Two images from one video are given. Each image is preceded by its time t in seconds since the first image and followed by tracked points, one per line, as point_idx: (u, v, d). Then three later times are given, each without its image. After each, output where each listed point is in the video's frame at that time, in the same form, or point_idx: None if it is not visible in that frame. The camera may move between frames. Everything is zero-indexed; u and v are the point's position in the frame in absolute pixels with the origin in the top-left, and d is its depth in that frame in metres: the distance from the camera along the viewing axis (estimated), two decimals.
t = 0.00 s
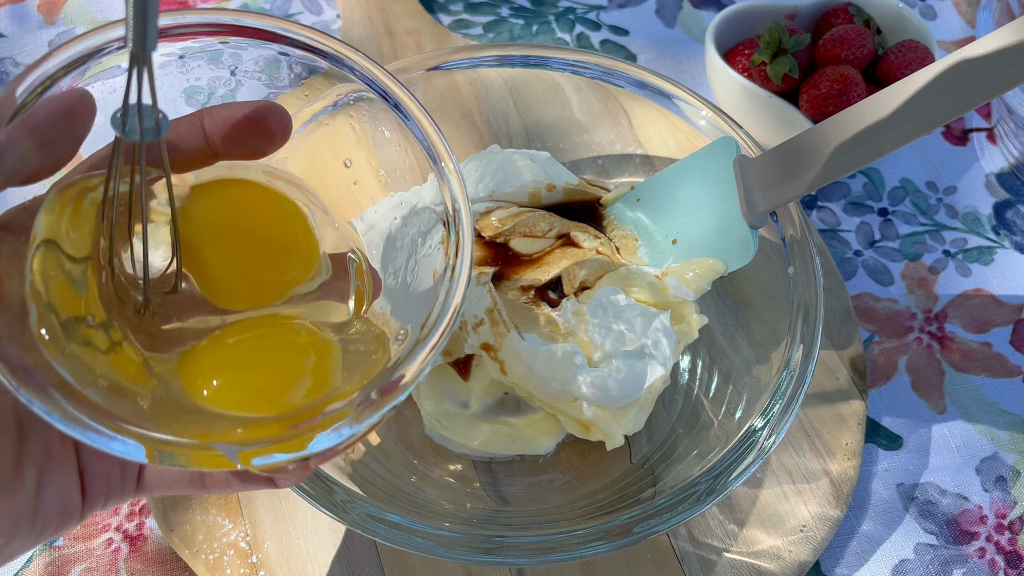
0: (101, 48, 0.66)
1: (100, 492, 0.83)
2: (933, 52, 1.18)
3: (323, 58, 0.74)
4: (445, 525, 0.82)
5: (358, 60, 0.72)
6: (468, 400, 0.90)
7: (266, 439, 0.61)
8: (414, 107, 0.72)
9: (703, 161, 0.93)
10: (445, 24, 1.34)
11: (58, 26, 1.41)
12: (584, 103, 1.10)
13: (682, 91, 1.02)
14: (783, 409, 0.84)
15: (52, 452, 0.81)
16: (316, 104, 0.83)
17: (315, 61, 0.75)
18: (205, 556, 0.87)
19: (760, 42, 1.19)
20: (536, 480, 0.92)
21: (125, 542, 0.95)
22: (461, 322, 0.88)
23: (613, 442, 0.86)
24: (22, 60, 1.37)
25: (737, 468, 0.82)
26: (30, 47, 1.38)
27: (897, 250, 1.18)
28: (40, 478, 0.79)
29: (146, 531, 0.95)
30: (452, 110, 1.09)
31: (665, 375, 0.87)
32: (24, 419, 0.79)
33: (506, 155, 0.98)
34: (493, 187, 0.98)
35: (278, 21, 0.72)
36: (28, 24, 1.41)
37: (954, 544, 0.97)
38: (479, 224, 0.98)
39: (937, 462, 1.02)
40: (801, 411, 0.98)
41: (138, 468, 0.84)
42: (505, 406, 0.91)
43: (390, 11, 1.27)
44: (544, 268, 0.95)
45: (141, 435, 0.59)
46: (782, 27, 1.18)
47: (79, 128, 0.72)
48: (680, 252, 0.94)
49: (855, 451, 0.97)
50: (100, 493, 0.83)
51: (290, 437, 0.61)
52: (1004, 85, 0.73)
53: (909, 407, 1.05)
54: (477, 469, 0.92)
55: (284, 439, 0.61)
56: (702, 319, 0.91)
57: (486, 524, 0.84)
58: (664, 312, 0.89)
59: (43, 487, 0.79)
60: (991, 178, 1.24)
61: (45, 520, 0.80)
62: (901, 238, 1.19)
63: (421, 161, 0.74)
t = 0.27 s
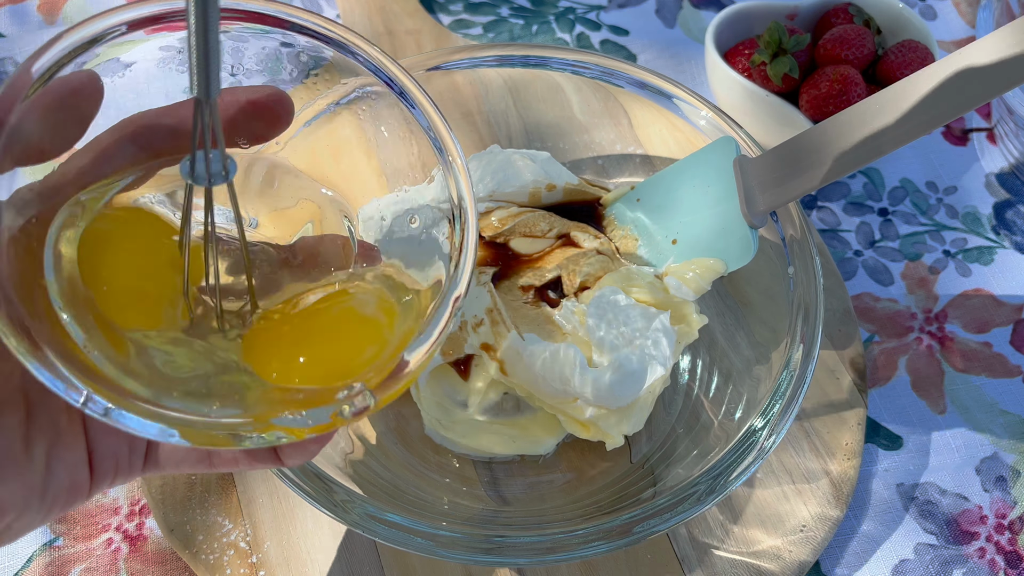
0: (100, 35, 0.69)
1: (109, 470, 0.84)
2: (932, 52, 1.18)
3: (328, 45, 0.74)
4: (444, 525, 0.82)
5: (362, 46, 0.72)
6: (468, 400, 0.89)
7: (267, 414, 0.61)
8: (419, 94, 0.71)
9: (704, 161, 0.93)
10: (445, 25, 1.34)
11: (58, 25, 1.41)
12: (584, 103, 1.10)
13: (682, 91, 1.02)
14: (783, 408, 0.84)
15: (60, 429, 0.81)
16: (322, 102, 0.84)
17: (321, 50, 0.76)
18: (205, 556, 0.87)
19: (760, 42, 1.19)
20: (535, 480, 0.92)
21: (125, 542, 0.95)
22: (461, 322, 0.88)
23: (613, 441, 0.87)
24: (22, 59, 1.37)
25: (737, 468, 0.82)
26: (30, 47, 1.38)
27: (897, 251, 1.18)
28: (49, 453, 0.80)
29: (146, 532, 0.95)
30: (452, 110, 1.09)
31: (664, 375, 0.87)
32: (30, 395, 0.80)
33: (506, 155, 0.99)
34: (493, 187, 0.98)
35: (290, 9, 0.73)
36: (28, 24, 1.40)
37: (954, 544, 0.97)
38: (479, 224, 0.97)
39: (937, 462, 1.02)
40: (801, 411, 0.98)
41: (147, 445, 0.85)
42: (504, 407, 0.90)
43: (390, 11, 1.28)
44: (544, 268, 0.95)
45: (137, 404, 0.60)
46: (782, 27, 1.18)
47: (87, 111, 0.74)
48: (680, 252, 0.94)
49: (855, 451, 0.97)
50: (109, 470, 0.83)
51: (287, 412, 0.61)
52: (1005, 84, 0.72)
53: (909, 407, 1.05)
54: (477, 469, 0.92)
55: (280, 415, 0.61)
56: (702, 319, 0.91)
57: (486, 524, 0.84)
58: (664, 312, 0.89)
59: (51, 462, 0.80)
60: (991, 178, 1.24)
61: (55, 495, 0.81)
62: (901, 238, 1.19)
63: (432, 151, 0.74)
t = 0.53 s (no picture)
0: (88, 19, 0.70)
1: (96, 458, 0.84)
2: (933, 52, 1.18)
3: (330, 39, 0.75)
4: (445, 525, 0.82)
5: (359, 40, 0.73)
6: (468, 400, 0.90)
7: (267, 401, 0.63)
8: (411, 88, 0.72)
9: (704, 161, 0.93)
10: (445, 25, 1.34)
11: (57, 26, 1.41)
12: (584, 103, 1.10)
13: (683, 92, 1.02)
14: (783, 409, 0.84)
15: (48, 416, 0.82)
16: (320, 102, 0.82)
17: (321, 45, 0.77)
18: (205, 556, 0.87)
19: (760, 42, 1.19)
20: (536, 481, 0.92)
21: (125, 542, 0.95)
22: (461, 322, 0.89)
23: (614, 441, 0.87)
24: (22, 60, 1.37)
25: (736, 468, 0.82)
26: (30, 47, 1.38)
27: (897, 250, 1.18)
28: (36, 441, 0.80)
29: (146, 532, 0.95)
30: (452, 110, 1.09)
31: (665, 375, 0.87)
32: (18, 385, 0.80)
33: (506, 155, 0.99)
34: (493, 187, 0.98)
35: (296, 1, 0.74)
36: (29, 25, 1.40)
37: (954, 544, 0.97)
38: (479, 224, 0.97)
39: (937, 462, 1.02)
40: (801, 411, 0.98)
41: (134, 435, 0.85)
42: (505, 406, 0.91)
43: (390, 11, 1.28)
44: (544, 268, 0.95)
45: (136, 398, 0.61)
46: (782, 27, 1.18)
47: (63, 105, 0.73)
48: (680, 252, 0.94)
49: (855, 451, 0.97)
50: (96, 457, 0.83)
51: (287, 398, 0.63)
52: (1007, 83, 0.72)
53: (909, 407, 1.05)
54: (477, 469, 0.92)
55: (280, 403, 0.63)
56: (702, 319, 0.91)
57: (486, 524, 0.84)
58: (664, 312, 0.89)
59: (38, 451, 0.80)
60: (991, 178, 1.24)
61: (42, 484, 0.80)
62: (901, 238, 1.19)
63: (417, 150, 0.74)
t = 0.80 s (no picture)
0: (81, 15, 0.69)
1: (92, 456, 0.84)
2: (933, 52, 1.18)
3: (328, 39, 0.75)
4: (445, 526, 0.82)
5: (354, 40, 0.73)
6: (468, 400, 0.90)
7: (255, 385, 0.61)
8: (400, 86, 0.72)
9: (704, 161, 0.93)
10: (445, 25, 1.34)
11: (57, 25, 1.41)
12: (584, 103, 1.10)
13: (683, 92, 1.02)
14: (783, 409, 0.84)
15: (43, 415, 0.81)
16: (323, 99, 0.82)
17: (320, 45, 0.77)
18: (205, 556, 0.87)
19: (760, 42, 1.19)
20: (536, 481, 0.92)
21: (125, 542, 0.95)
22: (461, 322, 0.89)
23: (613, 441, 0.87)
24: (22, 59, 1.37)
25: (736, 468, 0.83)
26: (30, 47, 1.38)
27: (897, 250, 1.18)
28: (32, 438, 0.80)
29: (146, 532, 0.95)
30: (452, 110, 1.09)
31: (665, 375, 0.87)
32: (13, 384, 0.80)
33: (506, 155, 0.99)
34: (493, 187, 0.98)
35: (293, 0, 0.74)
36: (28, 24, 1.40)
37: (954, 544, 0.97)
38: (479, 224, 0.98)
39: (937, 462, 1.02)
40: (801, 411, 0.98)
41: (129, 432, 0.84)
42: (505, 407, 0.91)
43: (390, 11, 1.28)
44: (544, 268, 0.95)
45: (129, 384, 0.61)
46: (782, 27, 1.18)
47: (55, 103, 0.73)
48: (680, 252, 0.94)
49: (855, 451, 0.97)
50: (93, 455, 0.83)
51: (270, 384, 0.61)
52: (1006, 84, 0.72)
53: (909, 407, 1.05)
54: (477, 469, 0.92)
55: (268, 386, 0.61)
56: (702, 318, 0.91)
57: (486, 524, 0.84)
58: (664, 312, 0.89)
59: (35, 449, 0.80)
60: (991, 178, 1.24)
61: (39, 482, 0.80)
62: (901, 238, 1.19)
63: (411, 149, 0.73)
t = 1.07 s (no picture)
0: (78, 19, 0.70)
1: (82, 461, 0.83)
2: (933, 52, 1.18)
3: (321, 47, 0.76)
4: (445, 526, 0.82)
5: (347, 48, 0.74)
6: (468, 400, 0.90)
7: (248, 389, 0.60)
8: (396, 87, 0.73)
9: (704, 161, 0.93)
10: (445, 25, 1.34)
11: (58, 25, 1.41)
12: (584, 103, 1.10)
13: (683, 92, 1.02)
14: (783, 409, 0.84)
15: (34, 420, 0.81)
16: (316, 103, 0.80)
17: (315, 52, 0.77)
18: (205, 556, 0.87)
19: (760, 42, 1.19)
20: (536, 481, 0.92)
21: (125, 542, 0.95)
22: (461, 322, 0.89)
23: (613, 441, 0.86)
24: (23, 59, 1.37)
25: (736, 468, 0.82)
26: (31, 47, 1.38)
27: (897, 250, 1.18)
28: (22, 443, 0.80)
29: (146, 532, 0.95)
30: (453, 110, 1.09)
31: (665, 375, 0.87)
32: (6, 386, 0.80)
33: (506, 155, 0.99)
34: (493, 187, 0.98)
35: (288, 11, 0.75)
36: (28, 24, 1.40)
37: (954, 544, 0.97)
38: (479, 224, 0.98)
39: (937, 462, 1.02)
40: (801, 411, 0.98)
41: (119, 437, 0.84)
42: (504, 407, 0.91)
43: (390, 11, 1.28)
44: (544, 268, 0.95)
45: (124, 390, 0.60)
46: (782, 27, 1.18)
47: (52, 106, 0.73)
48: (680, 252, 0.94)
49: (855, 451, 0.97)
50: (82, 461, 0.83)
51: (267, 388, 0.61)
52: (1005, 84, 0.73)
53: (909, 407, 1.05)
54: (478, 469, 0.92)
55: (262, 390, 0.60)
56: (702, 319, 0.91)
57: (486, 524, 0.83)
58: (664, 312, 0.89)
59: (24, 453, 0.79)
60: (991, 178, 1.24)
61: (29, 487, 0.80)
62: (901, 238, 1.19)
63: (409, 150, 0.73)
